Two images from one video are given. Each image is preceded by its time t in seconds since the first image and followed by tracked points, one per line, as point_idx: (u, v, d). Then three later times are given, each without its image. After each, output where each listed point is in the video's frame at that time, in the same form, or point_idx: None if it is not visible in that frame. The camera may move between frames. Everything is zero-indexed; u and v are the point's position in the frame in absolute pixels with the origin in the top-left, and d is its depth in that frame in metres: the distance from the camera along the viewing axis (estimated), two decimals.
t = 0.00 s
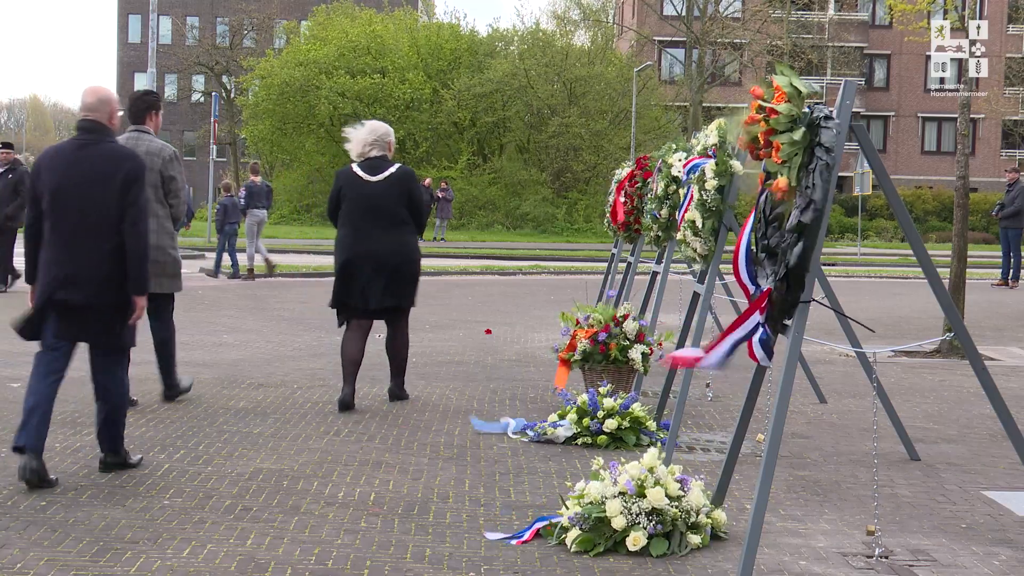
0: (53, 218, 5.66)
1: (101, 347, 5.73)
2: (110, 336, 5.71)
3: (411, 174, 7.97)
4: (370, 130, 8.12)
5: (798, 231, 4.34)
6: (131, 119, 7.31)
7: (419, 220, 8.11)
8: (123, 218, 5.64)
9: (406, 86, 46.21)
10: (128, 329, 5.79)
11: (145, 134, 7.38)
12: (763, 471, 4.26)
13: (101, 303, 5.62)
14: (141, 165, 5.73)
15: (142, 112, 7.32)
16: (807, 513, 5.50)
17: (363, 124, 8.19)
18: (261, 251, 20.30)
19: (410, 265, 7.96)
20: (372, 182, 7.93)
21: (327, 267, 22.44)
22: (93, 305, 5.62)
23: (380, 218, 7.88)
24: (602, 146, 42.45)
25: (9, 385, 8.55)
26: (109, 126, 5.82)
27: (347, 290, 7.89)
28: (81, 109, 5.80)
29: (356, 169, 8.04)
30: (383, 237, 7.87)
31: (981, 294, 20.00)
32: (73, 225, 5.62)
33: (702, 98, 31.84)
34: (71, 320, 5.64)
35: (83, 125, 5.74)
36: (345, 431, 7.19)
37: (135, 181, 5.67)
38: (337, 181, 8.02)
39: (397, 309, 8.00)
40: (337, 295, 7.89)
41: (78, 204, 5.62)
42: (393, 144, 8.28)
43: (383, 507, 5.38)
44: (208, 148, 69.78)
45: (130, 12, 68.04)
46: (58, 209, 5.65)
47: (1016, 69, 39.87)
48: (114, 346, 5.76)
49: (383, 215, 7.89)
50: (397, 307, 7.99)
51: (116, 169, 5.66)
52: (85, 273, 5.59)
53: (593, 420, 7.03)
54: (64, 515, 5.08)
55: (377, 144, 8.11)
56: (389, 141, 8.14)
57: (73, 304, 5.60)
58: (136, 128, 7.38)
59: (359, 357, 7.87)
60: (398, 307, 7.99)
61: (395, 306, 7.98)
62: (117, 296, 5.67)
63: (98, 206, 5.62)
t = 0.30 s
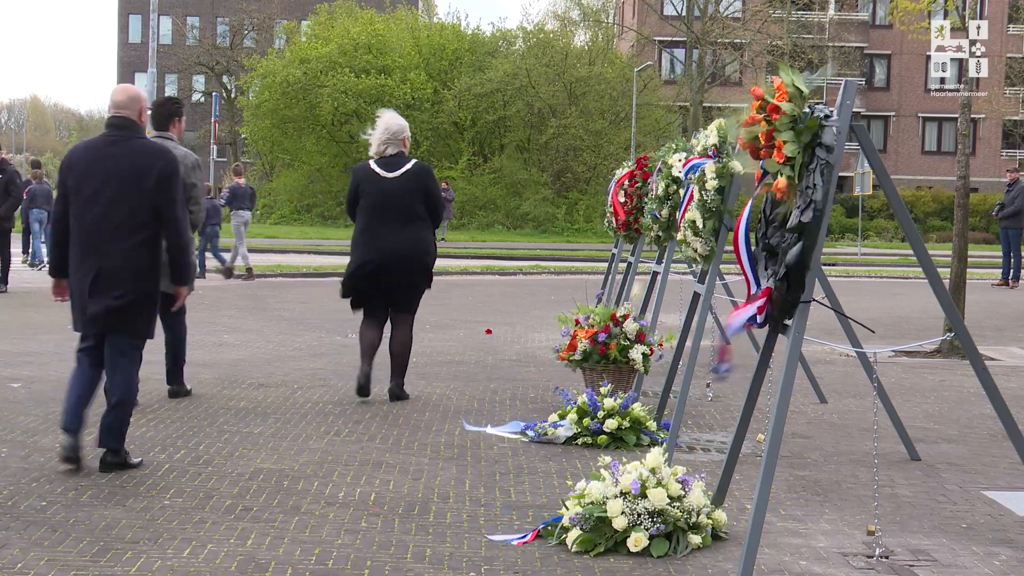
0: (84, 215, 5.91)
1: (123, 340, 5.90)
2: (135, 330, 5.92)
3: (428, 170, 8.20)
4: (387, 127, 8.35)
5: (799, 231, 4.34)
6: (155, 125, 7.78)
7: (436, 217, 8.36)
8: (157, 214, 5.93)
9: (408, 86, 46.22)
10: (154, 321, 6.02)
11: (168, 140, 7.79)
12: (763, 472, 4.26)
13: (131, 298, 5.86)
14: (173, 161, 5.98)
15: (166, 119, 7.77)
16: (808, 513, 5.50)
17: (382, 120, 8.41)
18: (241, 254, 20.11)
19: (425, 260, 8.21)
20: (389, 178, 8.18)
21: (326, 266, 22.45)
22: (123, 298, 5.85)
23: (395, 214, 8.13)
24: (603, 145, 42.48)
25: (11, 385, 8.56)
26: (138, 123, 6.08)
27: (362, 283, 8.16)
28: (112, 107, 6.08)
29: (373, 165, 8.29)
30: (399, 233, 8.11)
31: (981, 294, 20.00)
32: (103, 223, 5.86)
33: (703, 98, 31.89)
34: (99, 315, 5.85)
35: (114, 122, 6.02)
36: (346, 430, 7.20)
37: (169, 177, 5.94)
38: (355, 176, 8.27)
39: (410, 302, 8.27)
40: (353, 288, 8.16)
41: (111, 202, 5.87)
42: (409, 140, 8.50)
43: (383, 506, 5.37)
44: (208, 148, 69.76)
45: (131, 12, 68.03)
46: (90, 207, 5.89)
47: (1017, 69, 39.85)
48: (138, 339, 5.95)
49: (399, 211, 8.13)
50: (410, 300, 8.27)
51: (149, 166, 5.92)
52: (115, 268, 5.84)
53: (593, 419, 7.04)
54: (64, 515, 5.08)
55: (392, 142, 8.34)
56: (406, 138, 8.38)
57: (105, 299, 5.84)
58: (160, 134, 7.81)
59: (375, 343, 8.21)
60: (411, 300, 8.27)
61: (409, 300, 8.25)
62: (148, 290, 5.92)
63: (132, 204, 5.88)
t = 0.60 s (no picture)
0: (100, 217, 6.03)
1: (136, 337, 5.98)
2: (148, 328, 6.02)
3: (430, 171, 8.36)
4: (391, 130, 8.55)
5: (799, 231, 4.34)
6: (174, 122, 8.02)
7: (440, 217, 8.51)
8: (174, 215, 6.06)
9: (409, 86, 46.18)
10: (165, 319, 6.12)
11: (187, 137, 8.04)
12: (763, 472, 4.26)
13: (145, 297, 5.95)
14: (188, 164, 6.11)
15: (185, 116, 8.02)
16: (807, 513, 5.50)
17: (388, 123, 8.61)
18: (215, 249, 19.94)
19: (428, 259, 8.37)
20: (391, 179, 8.35)
21: (326, 266, 22.44)
22: (138, 296, 5.94)
23: (397, 213, 8.31)
24: (603, 146, 42.49)
25: (11, 385, 8.56)
26: (153, 125, 6.24)
27: (365, 281, 8.37)
28: (129, 109, 6.23)
29: (377, 166, 8.48)
30: (400, 233, 8.30)
31: (981, 294, 19.98)
32: (119, 224, 5.98)
33: (702, 97, 31.90)
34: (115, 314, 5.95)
35: (131, 125, 6.17)
36: (345, 431, 7.19)
37: (184, 179, 6.07)
38: (360, 177, 8.47)
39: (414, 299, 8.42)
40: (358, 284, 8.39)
41: (127, 204, 5.99)
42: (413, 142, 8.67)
43: (383, 507, 5.37)
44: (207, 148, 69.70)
45: (130, 12, 67.98)
46: (105, 209, 6.02)
47: (1017, 68, 39.78)
48: (149, 337, 6.04)
49: (401, 211, 8.32)
50: (414, 298, 8.42)
51: (165, 168, 6.06)
52: (129, 267, 5.94)
53: (593, 420, 7.03)
54: (64, 515, 5.08)
55: (395, 144, 8.53)
56: (408, 139, 8.53)
57: (120, 299, 5.94)
58: (179, 131, 8.05)
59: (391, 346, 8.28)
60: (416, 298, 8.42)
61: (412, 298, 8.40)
62: (161, 289, 6.02)
63: (147, 205, 6.00)
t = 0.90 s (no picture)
0: (118, 219, 6.23)
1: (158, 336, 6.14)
2: (167, 327, 6.16)
3: (426, 174, 8.43)
4: (385, 134, 8.56)
5: (799, 231, 4.34)
6: (186, 124, 8.06)
7: (436, 218, 8.58)
8: (187, 214, 6.21)
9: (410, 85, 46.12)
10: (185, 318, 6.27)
11: (199, 139, 8.12)
12: (763, 472, 4.26)
13: (163, 297, 6.12)
14: (200, 164, 6.26)
15: (197, 118, 8.05)
16: (807, 513, 5.50)
17: (383, 126, 8.63)
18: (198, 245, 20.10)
19: (426, 261, 8.47)
20: (389, 183, 8.42)
21: (326, 266, 22.45)
22: (157, 295, 6.11)
23: (394, 217, 8.39)
24: (603, 146, 42.51)
25: (11, 385, 8.56)
26: (169, 129, 6.40)
27: (365, 282, 8.44)
28: (145, 112, 6.39)
29: (374, 170, 8.53)
30: (401, 235, 8.39)
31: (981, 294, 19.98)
32: (136, 227, 6.16)
33: (702, 97, 31.93)
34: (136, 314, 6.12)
35: (147, 128, 6.33)
36: (345, 431, 7.19)
37: (197, 179, 6.22)
38: (357, 180, 8.54)
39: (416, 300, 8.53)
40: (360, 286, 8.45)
41: (143, 205, 6.16)
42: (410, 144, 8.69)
43: (383, 507, 5.38)
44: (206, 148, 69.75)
45: (131, 12, 67.98)
46: (123, 213, 6.20)
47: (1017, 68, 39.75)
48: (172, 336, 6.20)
49: (400, 214, 8.40)
50: (419, 299, 8.54)
51: (178, 168, 6.22)
52: (146, 267, 6.12)
53: (593, 420, 7.03)
54: (64, 515, 5.08)
55: (390, 148, 8.54)
56: (405, 142, 8.56)
57: (140, 300, 6.12)
58: (191, 133, 8.11)
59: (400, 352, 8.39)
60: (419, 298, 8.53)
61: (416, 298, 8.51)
62: (179, 289, 6.19)
63: (162, 207, 6.17)
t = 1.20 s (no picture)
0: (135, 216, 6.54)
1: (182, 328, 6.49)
2: (185, 318, 6.45)
3: (422, 171, 8.47)
4: (386, 131, 8.66)
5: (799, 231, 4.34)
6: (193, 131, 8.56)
7: (433, 215, 8.61)
8: (200, 208, 6.47)
9: (409, 85, 46.10)
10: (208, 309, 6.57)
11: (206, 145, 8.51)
12: (763, 472, 4.25)
13: (177, 289, 6.44)
14: (212, 161, 6.54)
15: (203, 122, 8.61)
16: (807, 513, 5.50)
17: (384, 124, 8.72)
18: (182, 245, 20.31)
19: (424, 257, 8.53)
20: (385, 179, 8.50)
21: (326, 266, 22.45)
22: (174, 287, 6.43)
23: (390, 214, 8.44)
24: (605, 146, 42.52)
25: (11, 385, 8.57)
26: (185, 126, 6.69)
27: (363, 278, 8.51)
28: (161, 109, 6.68)
29: (373, 166, 8.64)
30: (400, 233, 8.43)
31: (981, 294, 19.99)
32: (151, 222, 6.46)
33: (702, 98, 31.91)
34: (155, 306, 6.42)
35: (163, 126, 6.61)
36: (346, 431, 7.19)
37: (209, 176, 6.50)
38: (356, 177, 8.63)
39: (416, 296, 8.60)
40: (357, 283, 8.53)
41: (156, 201, 6.47)
42: (411, 142, 8.75)
43: (383, 507, 5.38)
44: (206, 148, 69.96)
45: (131, 12, 67.95)
46: (137, 209, 6.51)
47: (1018, 68, 39.71)
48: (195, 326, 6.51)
49: (396, 211, 8.44)
50: (419, 297, 8.63)
51: (191, 164, 6.50)
52: (162, 261, 6.44)
53: (593, 419, 7.04)
54: (64, 515, 5.08)
55: (390, 145, 8.65)
56: (404, 138, 8.60)
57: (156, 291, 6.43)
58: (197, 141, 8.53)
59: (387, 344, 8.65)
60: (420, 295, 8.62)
61: (417, 294, 8.59)
62: (193, 281, 6.49)
63: (176, 202, 6.46)
